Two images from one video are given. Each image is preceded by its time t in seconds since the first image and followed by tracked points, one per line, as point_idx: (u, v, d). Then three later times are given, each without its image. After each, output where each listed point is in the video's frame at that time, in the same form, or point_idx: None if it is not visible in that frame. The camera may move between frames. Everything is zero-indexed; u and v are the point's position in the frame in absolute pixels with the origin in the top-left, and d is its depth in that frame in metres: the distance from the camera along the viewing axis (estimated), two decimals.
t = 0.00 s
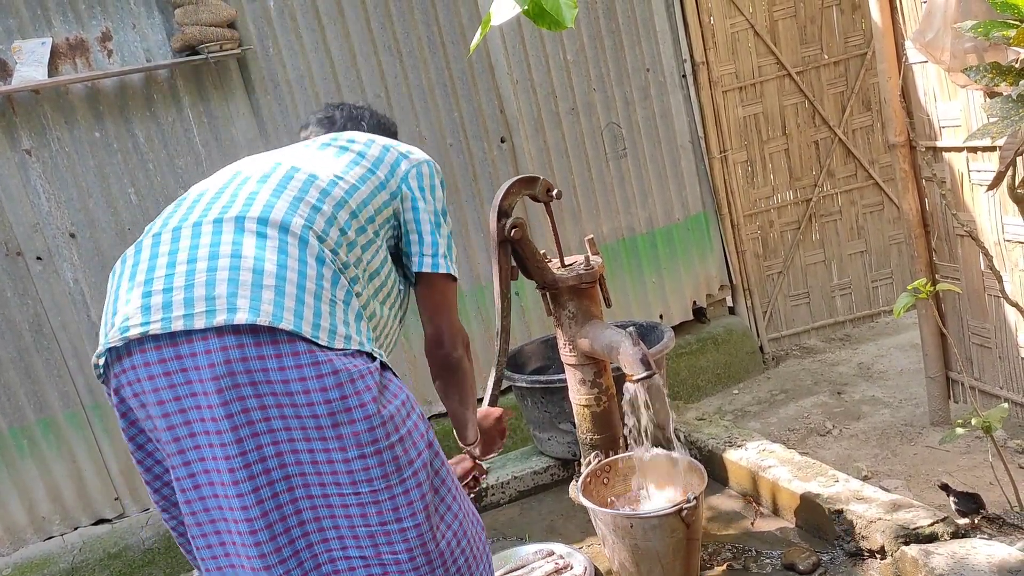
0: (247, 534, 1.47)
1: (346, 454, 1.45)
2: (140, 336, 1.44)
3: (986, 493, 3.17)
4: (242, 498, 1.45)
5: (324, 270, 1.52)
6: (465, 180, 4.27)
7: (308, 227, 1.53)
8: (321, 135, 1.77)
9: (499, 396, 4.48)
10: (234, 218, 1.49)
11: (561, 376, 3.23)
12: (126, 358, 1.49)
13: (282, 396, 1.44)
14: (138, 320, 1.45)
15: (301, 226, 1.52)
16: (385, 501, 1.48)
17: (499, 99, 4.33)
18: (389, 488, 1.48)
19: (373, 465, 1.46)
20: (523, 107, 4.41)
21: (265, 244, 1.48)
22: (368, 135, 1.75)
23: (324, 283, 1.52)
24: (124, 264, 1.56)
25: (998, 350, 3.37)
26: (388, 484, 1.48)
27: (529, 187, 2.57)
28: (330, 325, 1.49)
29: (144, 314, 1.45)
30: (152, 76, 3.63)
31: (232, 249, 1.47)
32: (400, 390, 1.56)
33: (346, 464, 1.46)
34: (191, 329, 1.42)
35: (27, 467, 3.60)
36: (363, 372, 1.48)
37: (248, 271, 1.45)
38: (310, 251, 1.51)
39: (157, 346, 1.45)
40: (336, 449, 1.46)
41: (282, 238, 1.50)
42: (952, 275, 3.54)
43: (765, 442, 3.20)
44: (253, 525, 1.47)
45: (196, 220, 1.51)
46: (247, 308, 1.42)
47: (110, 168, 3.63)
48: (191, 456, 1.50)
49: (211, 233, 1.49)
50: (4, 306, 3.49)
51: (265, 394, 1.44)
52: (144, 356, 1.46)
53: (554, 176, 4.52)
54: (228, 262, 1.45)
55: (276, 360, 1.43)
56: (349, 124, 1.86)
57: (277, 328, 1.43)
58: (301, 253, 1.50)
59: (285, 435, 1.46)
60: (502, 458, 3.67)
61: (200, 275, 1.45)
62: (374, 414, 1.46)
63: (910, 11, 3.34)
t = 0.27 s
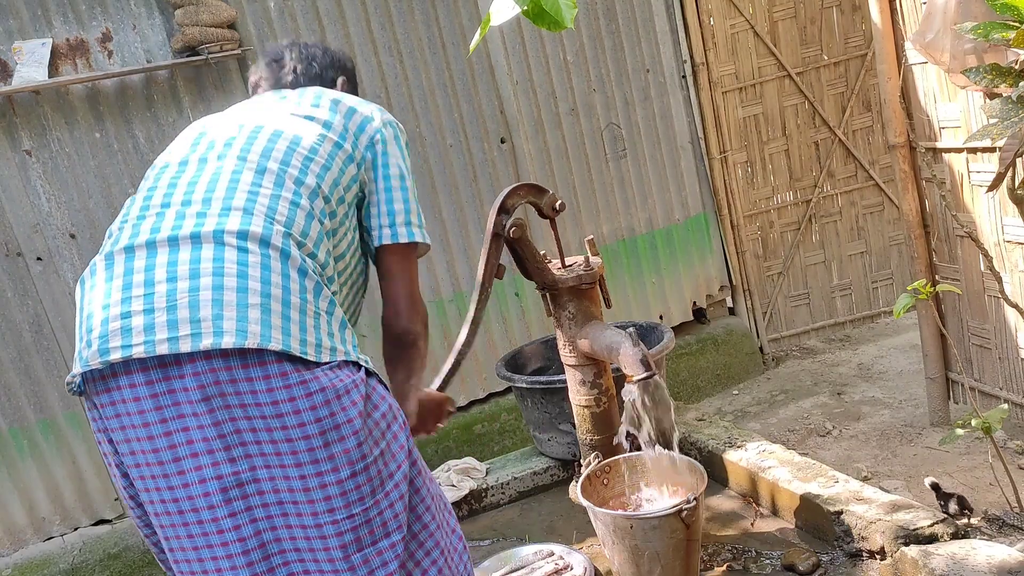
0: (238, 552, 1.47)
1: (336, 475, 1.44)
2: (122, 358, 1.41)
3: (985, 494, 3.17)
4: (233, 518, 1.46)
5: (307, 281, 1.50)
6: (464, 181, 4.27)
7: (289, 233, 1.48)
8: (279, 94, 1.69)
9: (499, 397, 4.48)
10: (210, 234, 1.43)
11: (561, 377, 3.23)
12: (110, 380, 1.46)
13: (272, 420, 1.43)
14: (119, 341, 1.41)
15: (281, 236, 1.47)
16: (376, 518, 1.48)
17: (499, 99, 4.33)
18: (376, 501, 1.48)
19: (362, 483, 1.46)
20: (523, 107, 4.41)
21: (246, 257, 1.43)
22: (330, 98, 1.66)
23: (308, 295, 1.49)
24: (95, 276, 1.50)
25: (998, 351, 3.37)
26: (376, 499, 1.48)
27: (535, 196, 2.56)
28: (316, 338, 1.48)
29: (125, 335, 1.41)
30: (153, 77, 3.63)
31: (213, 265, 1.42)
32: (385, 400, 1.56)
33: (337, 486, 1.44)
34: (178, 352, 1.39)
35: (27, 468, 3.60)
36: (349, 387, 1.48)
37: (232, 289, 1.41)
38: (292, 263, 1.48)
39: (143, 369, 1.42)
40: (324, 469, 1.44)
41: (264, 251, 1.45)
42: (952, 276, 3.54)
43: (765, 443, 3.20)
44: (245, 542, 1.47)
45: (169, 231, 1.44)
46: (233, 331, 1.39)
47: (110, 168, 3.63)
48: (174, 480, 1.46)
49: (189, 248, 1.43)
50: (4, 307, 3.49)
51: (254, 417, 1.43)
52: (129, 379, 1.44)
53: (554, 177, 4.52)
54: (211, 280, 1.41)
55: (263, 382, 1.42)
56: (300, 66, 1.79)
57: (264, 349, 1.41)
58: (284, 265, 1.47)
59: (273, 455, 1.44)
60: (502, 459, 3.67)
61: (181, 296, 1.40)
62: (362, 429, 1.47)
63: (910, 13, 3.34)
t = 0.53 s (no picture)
0: (239, 550, 1.45)
1: (338, 465, 1.45)
2: (134, 352, 1.42)
3: (985, 494, 3.17)
4: (234, 512, 1.43)
5: (310, 271, 1.49)
6: (464, 181, 4.26)
7: (291, 222, 1.48)
8: (256, 41, 1.61)
9: (498, 398, 4.48)
10: (215, 229, 1.42)
11: (561, 377, 3.23)
12: (119, 371, 1.48)
13: (276, 412, 1.42)
14: (131, 336, 1.41)
15: (284, 227, 1.46)
16: (374, 504, 1.51)
17: (499, 100, 4.33)
18: (372, 487, 1.51)
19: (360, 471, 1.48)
20: (522, 108, 4.41)
21: (252, 251, 1.43)
22: (313, 53, 1.59)
23: (312, 285, 1.49)
24: (99, 268, 1.49)
25: (998, 352, 3.37)
26: (372, 484, 1.51)
27: (543, 220, 2.59)
28: (323, 326, 1.48)
29: (136, 329, 1.42)
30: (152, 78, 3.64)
31: (219, 259, 1.42)
32: (382, 389, 1.60)
33: (339, 476, 1.46)
34: (189, 347, 1.40)
35: (27, 468, 3.59)
36: (348, 376, 1.52)
37: (239, 284, 1.41)
38: (295, 254, 1.47)
39: (153, 361, 1.43)
40: (328, 461, 1.45)
41: (268, 245, 1.45)
42: (951, 276, 3.54)
43: (765, 443, 3.20)
44: (245, 539, 1.44)
45: (173, 225, 1.42)
46: (242, 326, 1.40)
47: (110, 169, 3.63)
48: (179, 472, 1.45)
49: (195, 242, 1.42)
50: (4, 307, 3.49)
51: (258, 409, 1.42)
52: (138, 371, 1.45)
53: (554, 177, 4.52)
54: (218, 275, 1.41)
55: (269, 376, 1.42)
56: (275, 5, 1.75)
57: (271, 342, 1.42)
58: (288, 257, 1.46)
59: (274, 451, 1.42)
60: (502, 459, 3.67)
61: (190, 291, 1.41)
62: (360, 418, 1.50)
63: (910, 13, 3.34)
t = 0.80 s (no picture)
0: (255, 536, 1.45)
1: (354, 452, 1.45)
2: (158, 337, 1.43)
3: (985, 495, 3.17)
4: (251, 496, 1.44)
5: (330, 263, 1.50)
6: (463, 182, 4.27)
7: (312, 216, 1.49)
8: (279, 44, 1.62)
9: (497, 398, 4.48)
10: (238, 219, 1.44)
11: (559, 379, 3.23)
12: (144, 357, 1.48)
13: (295, 396, 1.43)
14: (156, 321, 1.43)
15: (305, 219, 1.48)
16: (388, 495, 1.50)
17: (498, 101, 4.33)
18: (387, 478, 1.50)
19: (376, 460, 1.48)
20: (522, 109, 4.41)
21: (273, 242, 1.45)
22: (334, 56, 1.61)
23: (331, 276, 1.50)
24: (128, 257, 1.51)
25: (997, 353, 3.37)
26: (389, 476, 1.50)
27: (540, 212, 2.57)
28: (343, 316, 1.49)
29: (160, 315, 1.43)
30: (152, 79, 3.64)
31: (241, 248, 1.43)
32: (402, 382, 1.59)
33: (353, 463, 1.45)
34: (211, 332, 1.41)
35: (25, 469, 3.59)
36: (368, 367, 1.52)
37: (261, 272, 1.42)
38: (316, 246, 1.49)
39: (177, 347, 1.44)
40: (345, 449, 1.45)
41: (289, 236, 1.46)
42: (950, 277, 3.54)
43: (764, 444, 3.19)
44: (261, 520, 1.44)
45: (198, 215, 1.45)
46: (263, 313, 1.41)
47: (109, 170, 3.63)
48: (201, 456, 1.47)
49: (218, 232, 1.44)
50: (3, 308, 3.49)
51: (277, 392, 1.43)
52: (164, 358, 1.46)
53: (553, 178, 4.52)
54: (240, 264, 1.42)
55: (290, 362, 1.43)
56: (298, 14, 1.74)
57: (292, 329, 1.43)
58: (308, 248, 1.48)
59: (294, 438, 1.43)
60: (501, 460, 3.67)
61: (213, 278, 1.42)
62: (379, 408, 1.50)
63: (909, 14, 3.34)
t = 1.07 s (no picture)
0: (269, 518, 1.49)
1: (365, 442, 1.47)
2: (176, 322, 1.46)
3: (984, 496, 3.17)
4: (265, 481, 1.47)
5: (349, 260, 1.53)
6: (462, 183, 4.27)
7: (333, 214, 1.52)
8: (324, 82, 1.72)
9: (497, 399, 4.48)
10: (261, 210, 1.48)
11: (559, 379, 3.24)
12: (161, 344, 1.51)
13: (309, 383, 1.46)
14: (174, 306, 1.46)
15: (326, 215, 1.51)
16: (401, 489, 1.50)
17: (497, 102, 4.34)
18: (404, 476, 1.50)
19: (391, 454, 1.48)
20: (521, 110, 4.41)
21: (293, 234, 1.48)
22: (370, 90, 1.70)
23: (349, 273, 1.52)
24: (154, 247, 1.56)
25: (996, 354, 3.38)
26: (404, 471, 1.50)
27: (534, 203, 2.57)
28: (356, 312, 1.50)
29: (179, 301, 1.46)
30: (151, 80, 3.64)
31: (262, 238, 1.47)
32: (419, 380, 1.59)
33: (365, 452, 1.47)
34: (226, 317, 1.44)
35: (25, 470, 3.59)
36: (384, 361, 1.50)
37: (279, 261, 1.45)
38: (335, 241, 1.51)
39: (193, 332, 1.47)
40: (354, 436, 1.47)
41: (309, 229, 1.49)
42: (949, 278, 3.54)
43: (763, 445, 3.20)
44: (274, 505, 1.48)
45: (224, 207, 1.50)
46: (278, 299, 1.43)
47: (108, 170, 3.63)
48: (218, 440, 1.50)
49: (240, 223, 1.48)
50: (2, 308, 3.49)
51: (292, 379, 1.46)
52: (180, 342, 1.48)
53: (552, 179, 4.52)
54: (259, 253, 1.45)
55: (304, 349, 1.45)
56: (336, 65, 1.90)
57: (306, 318, 1.45)
58: (327, 242, 1.50)
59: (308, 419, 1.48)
60: (500, 461, 3.67)
61: (232, 265, 1.45)
62: (395, 403, 1.49)
63: (908, 16, 3.34)
